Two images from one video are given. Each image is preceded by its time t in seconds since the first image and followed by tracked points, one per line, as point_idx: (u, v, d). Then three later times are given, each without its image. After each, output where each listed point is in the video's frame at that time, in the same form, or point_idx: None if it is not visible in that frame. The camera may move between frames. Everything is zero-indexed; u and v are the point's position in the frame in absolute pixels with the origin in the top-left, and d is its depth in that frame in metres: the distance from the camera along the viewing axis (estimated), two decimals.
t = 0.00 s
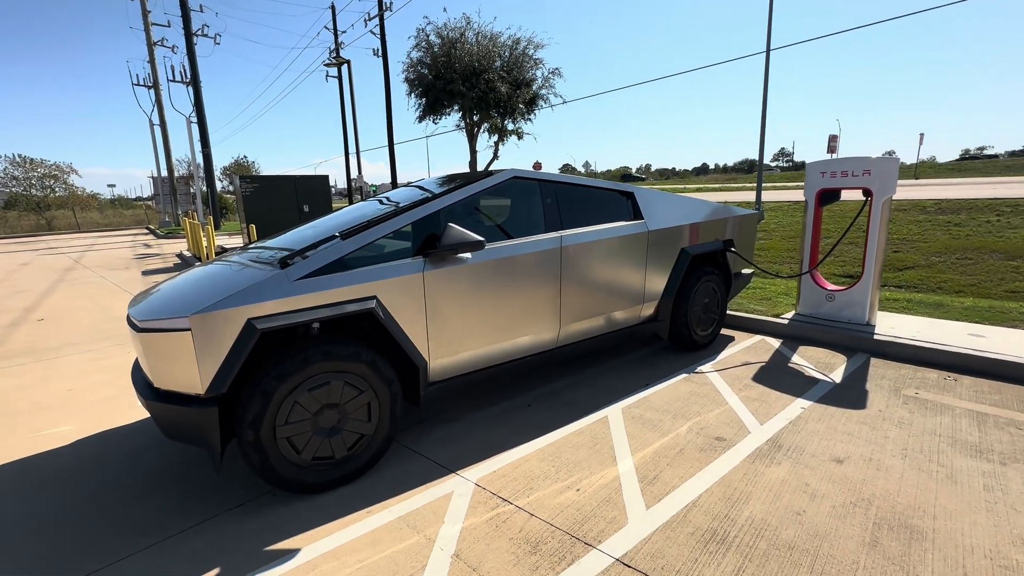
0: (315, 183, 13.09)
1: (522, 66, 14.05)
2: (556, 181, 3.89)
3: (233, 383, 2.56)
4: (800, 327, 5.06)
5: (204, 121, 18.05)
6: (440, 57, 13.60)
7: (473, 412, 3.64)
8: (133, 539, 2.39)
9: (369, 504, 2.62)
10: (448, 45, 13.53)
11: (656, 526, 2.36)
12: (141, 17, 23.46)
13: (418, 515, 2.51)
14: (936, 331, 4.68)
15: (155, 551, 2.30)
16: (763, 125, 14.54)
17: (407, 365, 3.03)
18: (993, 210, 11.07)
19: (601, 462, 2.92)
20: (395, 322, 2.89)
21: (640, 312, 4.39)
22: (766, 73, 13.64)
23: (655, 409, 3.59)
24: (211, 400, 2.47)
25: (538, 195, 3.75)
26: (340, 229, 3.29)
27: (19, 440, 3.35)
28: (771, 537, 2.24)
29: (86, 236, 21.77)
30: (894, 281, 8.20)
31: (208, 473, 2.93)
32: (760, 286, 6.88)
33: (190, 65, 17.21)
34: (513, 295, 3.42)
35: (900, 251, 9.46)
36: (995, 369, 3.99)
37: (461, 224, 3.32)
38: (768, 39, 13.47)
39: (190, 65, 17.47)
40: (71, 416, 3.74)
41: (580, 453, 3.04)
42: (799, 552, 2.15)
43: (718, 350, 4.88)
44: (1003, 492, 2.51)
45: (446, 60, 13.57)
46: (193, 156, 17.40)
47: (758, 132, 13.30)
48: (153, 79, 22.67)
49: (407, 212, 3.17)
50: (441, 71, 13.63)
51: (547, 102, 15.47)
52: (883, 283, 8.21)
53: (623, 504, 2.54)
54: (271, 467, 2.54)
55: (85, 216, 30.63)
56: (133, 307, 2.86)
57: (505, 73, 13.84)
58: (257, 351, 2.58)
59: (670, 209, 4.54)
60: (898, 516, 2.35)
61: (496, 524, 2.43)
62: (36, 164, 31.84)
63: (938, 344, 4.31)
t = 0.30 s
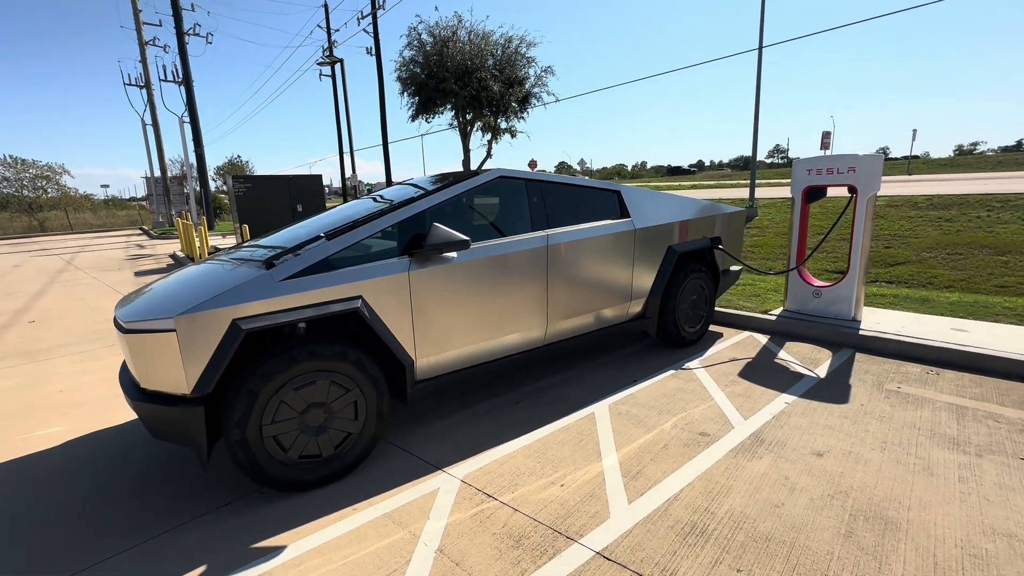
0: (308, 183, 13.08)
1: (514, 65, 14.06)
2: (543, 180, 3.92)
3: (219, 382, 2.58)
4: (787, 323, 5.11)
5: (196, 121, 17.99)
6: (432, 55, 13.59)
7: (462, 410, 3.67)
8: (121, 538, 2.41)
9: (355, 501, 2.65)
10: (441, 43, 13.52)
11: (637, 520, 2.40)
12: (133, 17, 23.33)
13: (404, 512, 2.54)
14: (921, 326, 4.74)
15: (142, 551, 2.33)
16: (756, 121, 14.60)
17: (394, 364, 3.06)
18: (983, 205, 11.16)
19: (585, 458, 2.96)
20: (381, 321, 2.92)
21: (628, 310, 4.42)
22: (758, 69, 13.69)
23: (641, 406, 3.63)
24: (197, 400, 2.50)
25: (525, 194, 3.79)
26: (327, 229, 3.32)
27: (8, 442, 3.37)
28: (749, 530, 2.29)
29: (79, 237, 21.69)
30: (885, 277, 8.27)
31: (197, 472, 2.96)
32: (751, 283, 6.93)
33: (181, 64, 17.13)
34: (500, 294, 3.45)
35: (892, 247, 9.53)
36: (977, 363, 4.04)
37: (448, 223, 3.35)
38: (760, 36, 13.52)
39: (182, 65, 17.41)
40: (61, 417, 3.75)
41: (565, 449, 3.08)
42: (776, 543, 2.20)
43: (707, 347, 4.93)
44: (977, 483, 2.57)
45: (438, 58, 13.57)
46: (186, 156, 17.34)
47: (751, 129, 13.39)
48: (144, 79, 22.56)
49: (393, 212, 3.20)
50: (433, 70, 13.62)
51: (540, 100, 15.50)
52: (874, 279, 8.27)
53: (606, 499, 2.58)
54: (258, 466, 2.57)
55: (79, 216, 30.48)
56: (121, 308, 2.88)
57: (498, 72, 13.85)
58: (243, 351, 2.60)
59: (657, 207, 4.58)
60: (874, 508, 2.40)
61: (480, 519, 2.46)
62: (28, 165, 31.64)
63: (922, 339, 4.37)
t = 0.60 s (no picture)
0: (305, 182, 13.10)
1: (509, 63, 14.06)
2: (533, 178, 3.94)
3: (208, 381, 2.60)
4: (779, 318, 5.14)
5: (191, 121, 17.96)
6: (427, 54, 13.60)
7: (454, 407, 3.69)
8: (112, 537, 2.43)
9: (346, 498, 2.67)
10: (435, 42, 13.52)
11: (623, 514, 2.43)
12: (127, 18, 23.29)
13: (393, 507, 2.56)
14: (912, 320, 4.77)
15: (133, 548, 2.35)
16: (751, 119, 14.61)
17: (384, 362, 3.08)
18: (978, 200, 11.19)
19: (575, 453, 2.99)
20: (371, 319, 2.94)
21: (620, 307, 4.44)
22: (753, 66, 13.70)
23: (632, 401, 3.66)
24: (187, 399, 2.51)
25: (515, 192, 3.80)
26: (318, 228, 3.33)
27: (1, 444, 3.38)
28: (734, 522, 2.32)
29: (76, 239, 21.67)
30: (880, 273, 8.30)
31: (189, 470, 2.98)
32: (745, 279, 6.95)
33: (176, 64, 17.10)
34: (490, 291, 3.47)
35: (887, 242, 9.56)
36: (966, 357, 4.07)
37: (437, 221, 3.37)
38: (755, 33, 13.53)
39: (178, 65, 17.39)
40: (55, 418, 3.77)
41: (555, 445, 3.11)
42: (760, 536, 2.22)
43: (699, 343, 4.95)
44: (961, 475, 2.59)
45: (433, 57, 13.57)
46: (181, 157, 17.36)
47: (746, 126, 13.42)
48: (139, 80, 22.51)
49: (382, 210, 3.22)
50: (428, 69, 13.63)
51: (536, 99, 15.51)
52: (869, 275, 8.29)
53: (594, 493, 2.61)
54: (248, 464, 2.59)
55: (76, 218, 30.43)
56: (112, 308, 2.89)
57: (492, 70, 13.85)
58: (233, 350, 2.62)
59: (648, 204, 4.60)
60: (858, 500, 2.43)
61: (468, 514, 2.48)
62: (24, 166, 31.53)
63: (911, 334, 4.40)
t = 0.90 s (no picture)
0: (303, 183, 13.12)
1: (506, 63, 14.08)
2: (529, 177, 3.97)
3: (208, 381, 2.62)
4: (775, 315, 5.17)
5: (189, 122, 17.95)
6: (424, 54, 13.61)
7: (452, 405, 3.72)
8: (115, 536, 2.45)
9: (345, 496, 2.70)
10: (432, 42, 13.53)
11: (620, 508, 2.46)
12: (124, 20, 23.28)
13: (393, 504, 2.59)
14: (907, 316, 4.80)
15: (136, 547, 2.37)
16: (749, 116, 14.62)
17: (383, 361, 3.11)
18: (974, 196, 11.24)
19: (572, 450, 3.02)
20: (369, 319, 2.96)
21: (617, 305, 4.47)
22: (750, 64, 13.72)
23: (629, 398, 3.69)
24: (187, 399, 2.54)
25: (512, 191, 3.83)
26: (315, 228, 3.35)
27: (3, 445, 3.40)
28: (729, 516, 2.35)
29: (75, 241, 21.67)
30: (877, 269, 8.33)
31: (189, 470, 3.00)
32: (742, 277, 6.98)
33: (173, 65, 17.10)
34: (488, 290, 3.49)
35: (885, 239, 9.59)
36: (960, 352, 4.11)
37: (435, 221, 3.39)
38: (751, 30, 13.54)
39: (174, 67, 17.39)
40: (56, 420, 3.79)
41: (553, 442, 3.14)
42: (754, 529, 2.25)
43: (696, 340, 4.98)
44: (953, 468, 2.63)
45: (430, 57, 13.58)
46: (179, 159, 17.35)
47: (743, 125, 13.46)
48: (137, 82, 22.48)
49: (379, 211, 3.24)
50: (425, 69, 13.65)
51: (533, 98, 15.54)
52: (866, 271, 8.33)
53: (591, 488, 2.64)
54: (249, 462, 2.61)
55: (74, 221, 30.40)
56: (112, 309, 2.91)
57: (489, 70, 13.87)
58: (232, 350, 2.64)
59: (645, 202, 4.63)
60: (852, 493, 2.46)
61: (467, 511, 2.51)
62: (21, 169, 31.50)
63: (906, 329, 4.43)
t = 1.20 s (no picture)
0: (298, 184, 13.08)
1: (501, 63, 14.08)
2: (524, 178, 3.97)
3: (203, 384, 2.61)
4: (770, 313, 5.20)
5: (181, 124, 17.85)
6: (418, 55, 13.60)
7: (449, 406, 3.72)
8: (111, 540, 2.44)
9: (343, 497, 2.69)
10: (426, 43, 13.51)
11: (617, 507, 2.47)
12: (115, 21, 23.12)
13: (390, 505, 2.59)
14: (900, 313, 4.84)
15: (132, 551, 2.36)
16: (742, 115, 14.67)
17: (379, 362, 3.11)
18: (966, 194, 11.35)
19: (569, 449, 3.02)
20: (365, 320, 2.96)
21: (613, 304, 4.48)
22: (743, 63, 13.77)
23: (625, 397, 3.70)
24: (182, 401, 2.53)
25: (507, 192, 3.83)
26: (310, 229, 3.34)
27: None
28: (725, 513, 2.36)
29: (68, 244, 21.51)
30: (870, 267, 8.39)
31: (185, 473, 2.99)
32: (737, 275, 7.02)
33: (165, 67, 17.02)
34: (484, 290, 3.50)
35: (878, 236, 9.66)
36: (952, 348, 4.15)
37: (430, 222, 3.39)
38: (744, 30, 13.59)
39: (167, 68, 17.29)
40: (49, 424, 3.76)
41: (549, 441, 3.14)
42: (750, 525, 2.27)
43: (692, 339, 5.00)
44: (946, 462, 2.65)
45: (424, 58, 13.57)
46: (172, 160, 17.25)
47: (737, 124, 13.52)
48: (129, 83, 22.33)
49: (374, 212, 3.24)
50: (419, 70, 13.63)
51: (527, 98, 15.55)
52: (860, 269, 8.38)
53: (588, 487, 2.64)
54: (245, 465, 2.61)
55: (65, 224, 30.14)
56: (105, 312, 2.90)
57: (484, 70, 13.86)
58: (227, 352, 2.63)
59: (640, 202, 4.64)
60: (846, 489, 2.48)
61: (464, 511, 2.51)
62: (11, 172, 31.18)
63: (899, 326, 4.47)
